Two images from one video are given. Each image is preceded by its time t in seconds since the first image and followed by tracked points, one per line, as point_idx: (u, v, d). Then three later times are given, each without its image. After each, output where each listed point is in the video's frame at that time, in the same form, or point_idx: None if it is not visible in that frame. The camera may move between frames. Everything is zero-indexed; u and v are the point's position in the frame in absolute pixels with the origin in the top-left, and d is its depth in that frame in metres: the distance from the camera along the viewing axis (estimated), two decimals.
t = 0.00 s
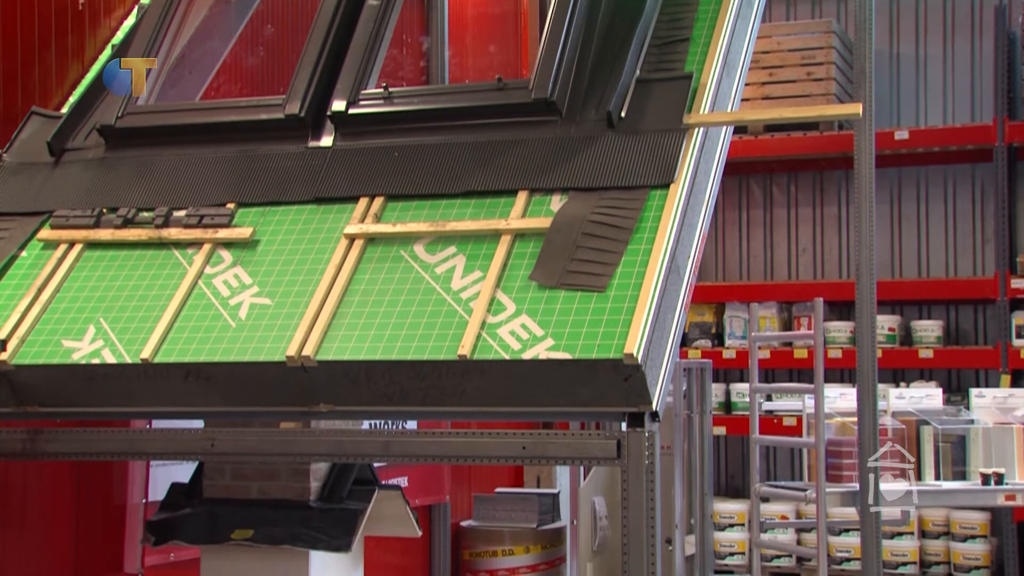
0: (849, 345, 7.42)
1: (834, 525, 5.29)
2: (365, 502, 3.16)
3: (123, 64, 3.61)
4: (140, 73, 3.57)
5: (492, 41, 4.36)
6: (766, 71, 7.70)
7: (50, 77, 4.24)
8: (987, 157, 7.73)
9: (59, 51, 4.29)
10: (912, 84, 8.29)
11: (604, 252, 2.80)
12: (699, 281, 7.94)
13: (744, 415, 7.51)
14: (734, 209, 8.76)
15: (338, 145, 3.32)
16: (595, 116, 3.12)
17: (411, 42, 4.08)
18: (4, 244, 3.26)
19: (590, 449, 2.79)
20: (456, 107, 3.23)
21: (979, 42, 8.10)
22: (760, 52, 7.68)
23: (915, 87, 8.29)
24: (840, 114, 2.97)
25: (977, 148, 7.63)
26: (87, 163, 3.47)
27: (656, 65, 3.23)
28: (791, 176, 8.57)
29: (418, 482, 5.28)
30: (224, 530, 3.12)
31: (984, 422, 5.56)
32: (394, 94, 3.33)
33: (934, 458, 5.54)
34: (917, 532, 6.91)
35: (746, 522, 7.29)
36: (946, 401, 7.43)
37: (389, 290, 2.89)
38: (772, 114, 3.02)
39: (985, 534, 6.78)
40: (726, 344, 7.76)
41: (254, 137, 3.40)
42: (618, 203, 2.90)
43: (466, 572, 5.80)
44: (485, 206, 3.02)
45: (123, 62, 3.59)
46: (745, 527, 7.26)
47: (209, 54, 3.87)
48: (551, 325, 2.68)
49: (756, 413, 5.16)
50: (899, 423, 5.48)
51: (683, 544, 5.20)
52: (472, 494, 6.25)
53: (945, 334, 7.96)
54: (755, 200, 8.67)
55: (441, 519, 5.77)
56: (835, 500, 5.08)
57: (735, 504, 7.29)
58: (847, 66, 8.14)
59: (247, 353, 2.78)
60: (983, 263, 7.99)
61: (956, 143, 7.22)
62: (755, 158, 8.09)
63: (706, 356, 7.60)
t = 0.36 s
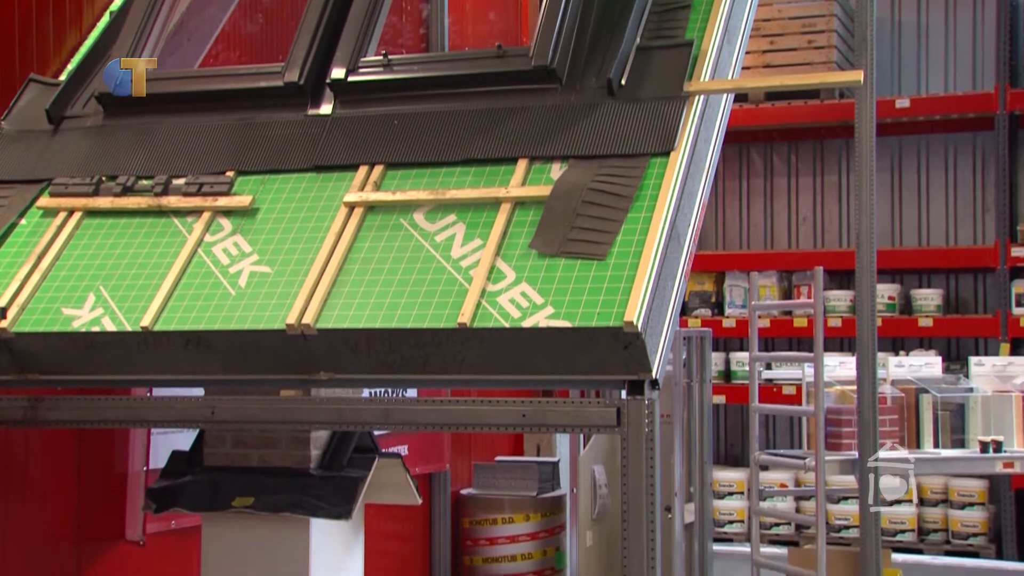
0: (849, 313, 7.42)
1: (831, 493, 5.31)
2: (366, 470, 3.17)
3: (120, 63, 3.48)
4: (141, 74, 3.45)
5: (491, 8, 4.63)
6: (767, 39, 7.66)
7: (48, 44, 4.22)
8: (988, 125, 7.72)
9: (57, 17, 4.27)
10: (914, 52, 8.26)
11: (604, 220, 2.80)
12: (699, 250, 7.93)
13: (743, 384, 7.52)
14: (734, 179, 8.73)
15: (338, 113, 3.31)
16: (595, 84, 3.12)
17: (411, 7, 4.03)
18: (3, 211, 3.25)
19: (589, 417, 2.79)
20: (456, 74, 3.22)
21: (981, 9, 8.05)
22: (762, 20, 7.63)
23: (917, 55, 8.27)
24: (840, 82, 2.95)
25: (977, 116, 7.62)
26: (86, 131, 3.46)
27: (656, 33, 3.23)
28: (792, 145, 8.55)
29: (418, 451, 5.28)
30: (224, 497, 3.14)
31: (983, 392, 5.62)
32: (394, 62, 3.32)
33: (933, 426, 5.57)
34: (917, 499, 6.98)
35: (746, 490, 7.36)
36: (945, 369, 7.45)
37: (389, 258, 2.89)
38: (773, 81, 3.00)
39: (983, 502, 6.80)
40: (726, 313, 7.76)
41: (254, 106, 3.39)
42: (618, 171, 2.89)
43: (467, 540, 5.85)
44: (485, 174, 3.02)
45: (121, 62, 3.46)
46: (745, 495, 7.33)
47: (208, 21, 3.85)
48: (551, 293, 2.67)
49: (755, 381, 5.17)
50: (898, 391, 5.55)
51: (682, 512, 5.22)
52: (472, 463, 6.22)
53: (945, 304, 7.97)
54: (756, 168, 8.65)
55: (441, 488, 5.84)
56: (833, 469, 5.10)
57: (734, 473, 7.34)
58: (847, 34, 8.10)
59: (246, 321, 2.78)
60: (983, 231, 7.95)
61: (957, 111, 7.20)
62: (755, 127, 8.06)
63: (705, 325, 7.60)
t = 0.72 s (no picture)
0: (848, 283, 7.42)
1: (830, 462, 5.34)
2: (366, 439, 3.18)
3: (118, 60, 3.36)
4: (141, 74, 3.35)
5: None
6: (769, 7, 7.64)
7: (45, 11, 4.19)
8: (990, 93, 7.70)
9: None
10: (915, 21, 8.26)
11: (604, 188, 2.79)
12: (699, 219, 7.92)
13: (743, 353, 7.53)
14: (734, 148, 8.71)
15: (337, 81, 3.30)
16: (595, 52, 3.11)
17: None
18: (2, 178, 3.25)
19: (589, 385, 2.78)
20: (455, 41, 3.20)
21: None
22: None
23: (919, 24, 8.26)
24: (842, 49, 2.93)
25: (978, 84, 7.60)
26: (85, 98, 3.45)
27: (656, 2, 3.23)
28: (793, 114, 8.53)
29: (418, 420, 5.29)
30: (225, 465, 3.15)
31: (984, 359, 5.65)
32: (394, 30, 3.30)
33: (932, 395, 5.57)
34: (915, 468, 7.20)
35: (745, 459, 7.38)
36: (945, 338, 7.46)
37: (389, 226, 2.88)
38: (774, 48, 2.98)
39: (981, 470, 6.99)
40: (726, 282, 7.76)
41: (253, 74, 3.38)
42: (618, 139, 2.89)
43: (466, 509, 5.90)
44: (485, 142, 3.01)
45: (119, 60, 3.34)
46: (744, 464, 7.35)
47: None
48: (551, 262, 2.67)
49: (756, 350, 5.17)
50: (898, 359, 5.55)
51: (682, 481, 5.45)
52: (471, 432, 6.18)
53: (945, 273, 7.95)
54: (756, 138, 8.63)
55: (441, 455, 5.80)
56: (832, 438, 5.12)
57: (734, 441, 7.34)
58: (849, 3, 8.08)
59: (246, 290, 2.78)
60: (984, 200, 7.93)
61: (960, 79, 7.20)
62: (756, 97, 8.05)
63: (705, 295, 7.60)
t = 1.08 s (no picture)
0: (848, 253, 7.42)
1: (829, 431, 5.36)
2: (366, 408, 3.19)
3: (118, 61, 3.29)
4: (142, 75, 3.27)
5: None
6: None
7: None
8: (993, 62, 7.67)
9: None
10: None
11: (604, 157, 2.79)
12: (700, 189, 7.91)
13: (743, 323, 7.54)
14: (735, 117, 8.68)
15: (336, 50, 3.29)
16: (595, 20, 3.10)
17: None
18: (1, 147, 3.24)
19: (589, 355, 2.76)
20: (455, 8, 3.18)
21: None
22: None
23: None
24: (843, 17, 2.91)
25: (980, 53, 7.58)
26: (83, 67, 3.43)
27: None
28: (794, 84, 8.50)
29: (419, 389, 5.30)
30: (225, 434, 3.16)
31: (983, 329, 5.63)
32: None
33: (932, 364, 5.56)
34: (914, 438, 7.21)
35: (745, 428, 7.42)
36: (945, 308, 7.48)
37: (388, 196, 2.88)
38: (776, 17, 2.96)
39: (980, 440, 7.03)
40: (726, 253, 7.76)
41: (251, 42, 3.37)
42: (618, 108, 2.88)
43: (466, 478, 5.90)
44: (485, 111, 3.00)
45: (119, 61, 3.28)
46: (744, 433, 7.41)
47: None
48: (551, 231, 2.67)
49: (755, 320, 5.16)
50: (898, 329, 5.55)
51: (682, 451, 5.49)
52: (471, 402, 6.20)
53: (946, 243, 7.94)
54: (757, 107, 8.61)
55: (441, 425, 5.82)
56: (831, 407, 5.14)
57: (733, 411, 7.37)
58: None
59: (246, 260, 2.78)
60: (985, 169, 7.92)
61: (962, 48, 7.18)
62: (758, 67, 8.03)
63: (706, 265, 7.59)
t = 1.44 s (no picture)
0: (848, 221, 7.42)
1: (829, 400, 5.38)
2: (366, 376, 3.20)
3: (119, 60, 3.15)
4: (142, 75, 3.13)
5: None
6: None
7: None
8: (994, 29, 7.65)
9: None
10: None
11: (604, 124, 2.78)
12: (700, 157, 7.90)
13: (744, 291, 7.55)
14: (737, 85, 8.65)
15: (336, 16, 3.28)
16: None
17: None
18: None
19: (590, 323, 2.74)
20: None
21: None
22: None
23: None
24: None
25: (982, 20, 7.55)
26: (82, 34, 3.42)
27: None
28: (795, 51, 8.46)
29: (419, 356, 5.33)
30: (226, 402, 3.17)
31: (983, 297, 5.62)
32: None
33: (932, 332, 5.58)
34: (913, 406, 7.24)
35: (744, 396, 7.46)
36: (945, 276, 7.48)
37: (388, 162, 2.87)
38: None
39: (979, 407, 7.06)
40: (726, 221, 7.75)
41: (251, 9, 3.36)
42: (618, 75, 2.87)
43: (466, 446, 5.92)
44: (485, 78, 2.99)
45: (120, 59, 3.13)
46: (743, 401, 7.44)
47: None
48: (551, 198, 2.66)
49: (755, 289, 5.16)
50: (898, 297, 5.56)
51: (682, 419, 5.53)
52: (472, 369, 6.23)
53: (946, 211, 7.93)
54: (757, 75, 8.58)
55: (441, 394, 5.85)
56: (831, 375, 5.15)
57: (733, 379, 7.40)
58: None
59: (246, 227, 2.77)
60: (987, 137, 7.90)
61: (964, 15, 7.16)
62: (758, 35, 8.00)
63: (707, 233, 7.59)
